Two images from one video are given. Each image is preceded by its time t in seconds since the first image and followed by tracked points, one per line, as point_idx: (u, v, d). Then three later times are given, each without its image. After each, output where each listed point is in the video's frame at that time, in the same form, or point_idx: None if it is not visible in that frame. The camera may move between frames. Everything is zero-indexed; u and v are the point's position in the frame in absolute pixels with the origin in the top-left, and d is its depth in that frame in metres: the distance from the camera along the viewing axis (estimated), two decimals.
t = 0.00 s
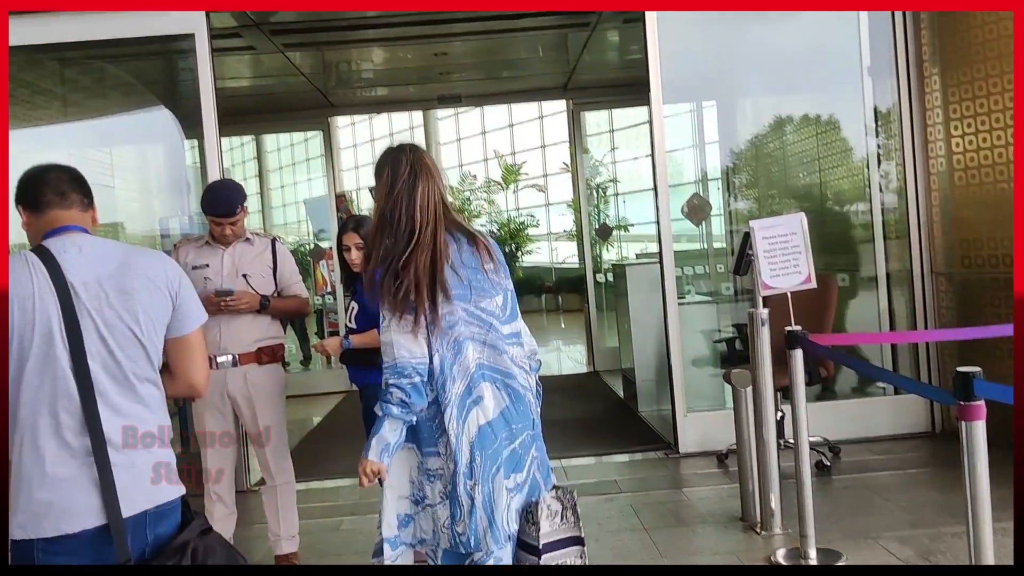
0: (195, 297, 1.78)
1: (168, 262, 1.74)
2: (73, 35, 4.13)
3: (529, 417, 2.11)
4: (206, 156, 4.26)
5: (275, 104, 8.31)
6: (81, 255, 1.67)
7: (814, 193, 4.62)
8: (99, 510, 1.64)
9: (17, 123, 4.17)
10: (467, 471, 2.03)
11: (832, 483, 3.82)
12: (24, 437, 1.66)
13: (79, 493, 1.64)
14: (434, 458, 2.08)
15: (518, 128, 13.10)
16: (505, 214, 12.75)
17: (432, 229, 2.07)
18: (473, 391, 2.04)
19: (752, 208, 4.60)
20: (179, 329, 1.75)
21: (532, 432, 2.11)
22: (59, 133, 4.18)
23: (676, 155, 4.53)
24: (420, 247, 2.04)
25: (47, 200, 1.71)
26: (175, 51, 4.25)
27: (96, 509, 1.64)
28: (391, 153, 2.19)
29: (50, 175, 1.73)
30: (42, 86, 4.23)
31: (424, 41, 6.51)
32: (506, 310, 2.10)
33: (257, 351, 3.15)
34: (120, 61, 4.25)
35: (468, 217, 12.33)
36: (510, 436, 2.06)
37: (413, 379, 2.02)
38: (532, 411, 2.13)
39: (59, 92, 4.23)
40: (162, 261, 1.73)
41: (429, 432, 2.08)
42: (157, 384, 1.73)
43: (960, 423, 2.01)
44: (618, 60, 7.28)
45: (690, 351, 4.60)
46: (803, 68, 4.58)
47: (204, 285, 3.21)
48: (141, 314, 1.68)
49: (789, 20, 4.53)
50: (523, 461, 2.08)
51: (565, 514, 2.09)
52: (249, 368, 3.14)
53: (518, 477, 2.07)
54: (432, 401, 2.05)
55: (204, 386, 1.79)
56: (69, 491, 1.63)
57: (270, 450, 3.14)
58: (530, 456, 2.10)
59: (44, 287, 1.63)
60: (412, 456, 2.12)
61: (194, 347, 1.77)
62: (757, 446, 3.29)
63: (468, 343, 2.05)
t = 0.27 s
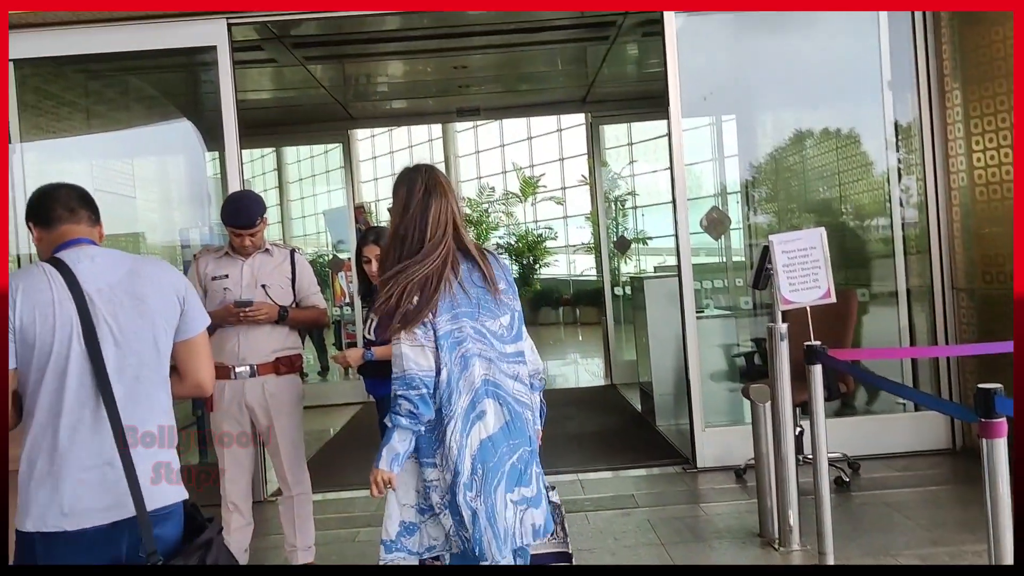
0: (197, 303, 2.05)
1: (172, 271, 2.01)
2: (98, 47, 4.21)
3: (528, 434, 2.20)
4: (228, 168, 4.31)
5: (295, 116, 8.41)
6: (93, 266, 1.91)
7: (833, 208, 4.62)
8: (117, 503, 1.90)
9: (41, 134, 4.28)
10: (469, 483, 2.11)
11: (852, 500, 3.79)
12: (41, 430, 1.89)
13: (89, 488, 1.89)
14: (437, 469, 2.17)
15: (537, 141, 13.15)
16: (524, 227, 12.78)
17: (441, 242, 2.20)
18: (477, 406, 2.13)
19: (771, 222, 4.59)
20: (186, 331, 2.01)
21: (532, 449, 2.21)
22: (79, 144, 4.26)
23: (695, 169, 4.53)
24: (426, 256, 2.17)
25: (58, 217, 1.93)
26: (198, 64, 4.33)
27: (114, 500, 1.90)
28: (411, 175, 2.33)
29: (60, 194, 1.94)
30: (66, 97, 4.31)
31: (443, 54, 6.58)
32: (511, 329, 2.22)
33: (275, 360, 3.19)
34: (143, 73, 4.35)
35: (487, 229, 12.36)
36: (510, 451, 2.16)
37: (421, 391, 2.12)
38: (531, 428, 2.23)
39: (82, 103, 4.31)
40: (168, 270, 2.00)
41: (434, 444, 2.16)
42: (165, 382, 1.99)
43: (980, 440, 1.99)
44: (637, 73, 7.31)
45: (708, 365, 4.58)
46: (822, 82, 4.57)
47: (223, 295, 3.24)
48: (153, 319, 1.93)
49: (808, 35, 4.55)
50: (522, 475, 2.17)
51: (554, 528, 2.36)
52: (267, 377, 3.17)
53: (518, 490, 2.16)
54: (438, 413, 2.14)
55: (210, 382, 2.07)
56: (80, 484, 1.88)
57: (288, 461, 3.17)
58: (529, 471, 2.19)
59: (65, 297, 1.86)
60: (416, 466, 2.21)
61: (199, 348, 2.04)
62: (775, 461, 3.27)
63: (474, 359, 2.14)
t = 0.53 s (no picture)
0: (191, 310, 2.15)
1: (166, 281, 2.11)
2: (110, 53, 4.25)
3: (523, 437, 2.25)
4: (238, 173, 4.34)
5: (306, 122, 8.45)
6: (91, 276, 2.01)
7: (843, 215, 4.60)
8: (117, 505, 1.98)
9: (52, 138, 4.32)
10: (466, 480, 2.14)
11: (861, 508, 3.77)
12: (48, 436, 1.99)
13: (96, 486, 1.97)
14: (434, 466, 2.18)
15: (546, 148, 13.17)
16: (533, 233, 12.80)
17: (451, 252, 2.22)
18: (478, 406, 2.17)
19: (782, 229, 4.59)
20: (182, 338, 2.12)
21: (526, 451, 2.25)
22: (91, 149, 4.29)
23: (705, 175, 4.53)
24: (437, 266, 2.20)
25: (56, 231, 2.03)
26: (209, 70, 4.36)
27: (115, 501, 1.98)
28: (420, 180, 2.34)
29: (58, 208, 2.04)
30: (78, 102, 4.35)
31: (453, 61, 6.60)
32: (513, 335, 2.26)
33: (284, 366, 3.20)
34: (155, 78, 4.40)
35: (496, 236, 12.36)
36: (506, 452, 2.20)
37: (432, 388, 2.13)
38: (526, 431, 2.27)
39: (93, 108, 4.35)
40: (163, 280, 2.11)
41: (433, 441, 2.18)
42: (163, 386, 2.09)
43: (989, 449, 1.99)
44: (646, 80, 7.33)
45: (717, 373, 4.57)
46: (832, 89, 4.57)
47: (232, 301, 3.26)
48: (149, 326, 2.04)
49: (818, 43, 4.55)
50: (516, 477, 2.21)
51: (546, 530, 2.29)
52: (276, 383, 3.18)
53: (514, 490, 2.20)
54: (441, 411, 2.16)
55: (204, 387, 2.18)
56: (83, 486, 1.97)
57: (296, 467, 3.18)
58: (523, 473, 2.23)
59: (64, 306, 1.97)
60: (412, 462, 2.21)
61: (194, 355, 2.15)
62: (784, 470, 3.26)
63: (478, 360, 2.18)
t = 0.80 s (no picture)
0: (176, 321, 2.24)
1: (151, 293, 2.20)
2: (121, 58, 4.28)
3: (517, 435, 2.30)
4: (247, 178, 4.36)
5: (315, 127, 8.49)
6: (78, 290, 2.12)
7: (851, 222, 4.60)
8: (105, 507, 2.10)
9: (63, 142, 4.34)
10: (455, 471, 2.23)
11: (868, 516, 3.76)
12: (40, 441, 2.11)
13: (86, 487, 2.09)
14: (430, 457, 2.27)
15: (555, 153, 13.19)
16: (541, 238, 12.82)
17: (457, 257, 2.29)
18: (471, 403, 2.25)
19: (790, 235, 4.58)
20: (167, 348, 2.20)
21: (520, 450, 2.30)
22: (102, 152, 4.35)
23: (714, 182, 4.54)
24: (446, 273, 2.28)
25: (45, 245, 2.12)
26: (220, 75, 4.38)
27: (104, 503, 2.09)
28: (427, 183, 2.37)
29: (47, 223, 2.13)
30: (89, 106, 4.39)
31: (462, 67, 6.64)
32: (513, 336, 2.34)
33: (292, 370, 3.22)
34: (166, 83, 4.44)
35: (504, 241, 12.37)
36: (497, 449, 2.26)
37: (435, 383, 2.22)
38: (523, 430, 2.34)
39: (103, 112, 4.39)
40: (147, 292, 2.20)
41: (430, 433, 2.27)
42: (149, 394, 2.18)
43: (996, 456, 2.00)
44: (655, 86, 7.35)
45: (724, 379, 4.57)
46: (840, 97, 4.58)
47: (241, 305, 3.29)
48: (134, 336, 2.14)
49: (826, 50, 4.57)
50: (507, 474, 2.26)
51: (547, 528, 2.35)
52: (284, 386, 3.20)
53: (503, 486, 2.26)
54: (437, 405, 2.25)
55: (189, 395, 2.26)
56: (73, 488, 2.08)
57: (304, 470, 3.19)
58: (516, 470, 2.28)
59: (52, 319, 2.08)
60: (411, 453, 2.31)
61: (180, 364, 2.22)
62: (791, 476, 3.26)
63: (473, 358, 2.26)
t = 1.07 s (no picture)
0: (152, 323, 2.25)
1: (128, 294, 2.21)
2: (130, 62, 4.30)
3: (505, 434, 2.38)
4: (255, 182, 4.35)
5: (324, 131, 8.52)
6: (54, 291, 2.12)
7: (859, 229, 4.60)
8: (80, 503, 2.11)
9: (73, 145, 4.41)
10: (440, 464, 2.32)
11: (875, 523, 3.74)
12: (16, 436, 2.14)
13: (61, 485, 2.10)
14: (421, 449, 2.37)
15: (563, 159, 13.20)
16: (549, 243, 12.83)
17: (456, 256, 2.37)
18: (460, 400, 2.33)
19: (798, 241, 4.60)
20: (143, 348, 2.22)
21: (508, 448, 2.38)
22: (112, 156, 4.41)
23: (722, 188, 4.53)
24: (447, 273, 2.35)
25: (27, 249, 2.12)
26: (229, 79, 4.38)
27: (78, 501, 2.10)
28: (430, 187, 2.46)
29: (30, 227, 2.12)
30: (99, 110, 4.43)
31: (469, 72, 6.65)
32: (507, 337, 2.42)
33: (298, 374, 3.24)
34: (175, 88, 4.51)
35: (511, 246, 12.37)
36: (483, 445, 2.35)
37: (426, 378, 2.31)
38: (513, 430, 2.41)
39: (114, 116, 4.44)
40: (125, 293, 2.21)
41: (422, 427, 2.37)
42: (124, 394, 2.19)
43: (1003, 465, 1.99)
44: (663, 91, 7.36)
45: (732, 385, 4.56)
46: (847, 103, 4.58)
47: (249, 308, 3.30)
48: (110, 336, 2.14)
49: (834, 57, 4.57)
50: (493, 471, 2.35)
51: (556, 526, 2.41)
52: (290, 390, 3.21)
53: (488, 482, 2.34)
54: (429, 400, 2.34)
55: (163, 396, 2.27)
56: (49, 485, 2.09)
57: (310, 474, 3.20)
58: (502, 467, 2.36)
59: (25, 319, 2.07)
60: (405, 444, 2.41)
61: (156, 365, 2.24)
62: (797, 483, 3.26)
63: (466, 357, 2.35)
